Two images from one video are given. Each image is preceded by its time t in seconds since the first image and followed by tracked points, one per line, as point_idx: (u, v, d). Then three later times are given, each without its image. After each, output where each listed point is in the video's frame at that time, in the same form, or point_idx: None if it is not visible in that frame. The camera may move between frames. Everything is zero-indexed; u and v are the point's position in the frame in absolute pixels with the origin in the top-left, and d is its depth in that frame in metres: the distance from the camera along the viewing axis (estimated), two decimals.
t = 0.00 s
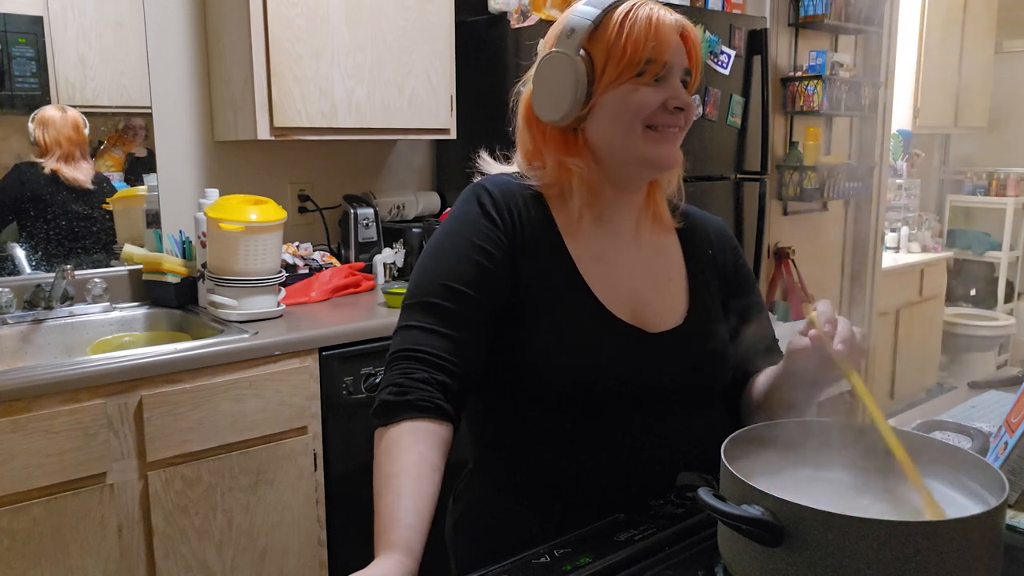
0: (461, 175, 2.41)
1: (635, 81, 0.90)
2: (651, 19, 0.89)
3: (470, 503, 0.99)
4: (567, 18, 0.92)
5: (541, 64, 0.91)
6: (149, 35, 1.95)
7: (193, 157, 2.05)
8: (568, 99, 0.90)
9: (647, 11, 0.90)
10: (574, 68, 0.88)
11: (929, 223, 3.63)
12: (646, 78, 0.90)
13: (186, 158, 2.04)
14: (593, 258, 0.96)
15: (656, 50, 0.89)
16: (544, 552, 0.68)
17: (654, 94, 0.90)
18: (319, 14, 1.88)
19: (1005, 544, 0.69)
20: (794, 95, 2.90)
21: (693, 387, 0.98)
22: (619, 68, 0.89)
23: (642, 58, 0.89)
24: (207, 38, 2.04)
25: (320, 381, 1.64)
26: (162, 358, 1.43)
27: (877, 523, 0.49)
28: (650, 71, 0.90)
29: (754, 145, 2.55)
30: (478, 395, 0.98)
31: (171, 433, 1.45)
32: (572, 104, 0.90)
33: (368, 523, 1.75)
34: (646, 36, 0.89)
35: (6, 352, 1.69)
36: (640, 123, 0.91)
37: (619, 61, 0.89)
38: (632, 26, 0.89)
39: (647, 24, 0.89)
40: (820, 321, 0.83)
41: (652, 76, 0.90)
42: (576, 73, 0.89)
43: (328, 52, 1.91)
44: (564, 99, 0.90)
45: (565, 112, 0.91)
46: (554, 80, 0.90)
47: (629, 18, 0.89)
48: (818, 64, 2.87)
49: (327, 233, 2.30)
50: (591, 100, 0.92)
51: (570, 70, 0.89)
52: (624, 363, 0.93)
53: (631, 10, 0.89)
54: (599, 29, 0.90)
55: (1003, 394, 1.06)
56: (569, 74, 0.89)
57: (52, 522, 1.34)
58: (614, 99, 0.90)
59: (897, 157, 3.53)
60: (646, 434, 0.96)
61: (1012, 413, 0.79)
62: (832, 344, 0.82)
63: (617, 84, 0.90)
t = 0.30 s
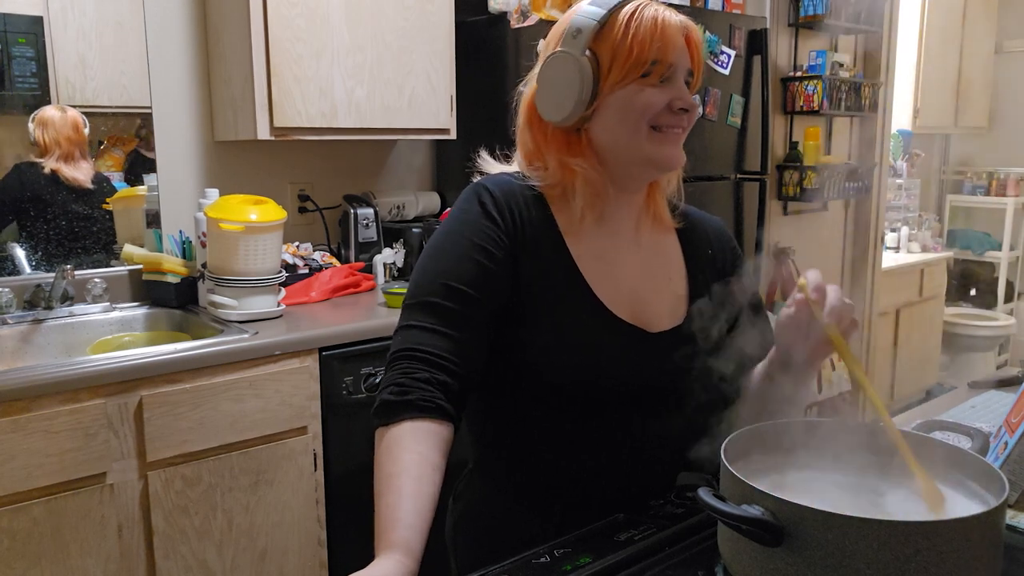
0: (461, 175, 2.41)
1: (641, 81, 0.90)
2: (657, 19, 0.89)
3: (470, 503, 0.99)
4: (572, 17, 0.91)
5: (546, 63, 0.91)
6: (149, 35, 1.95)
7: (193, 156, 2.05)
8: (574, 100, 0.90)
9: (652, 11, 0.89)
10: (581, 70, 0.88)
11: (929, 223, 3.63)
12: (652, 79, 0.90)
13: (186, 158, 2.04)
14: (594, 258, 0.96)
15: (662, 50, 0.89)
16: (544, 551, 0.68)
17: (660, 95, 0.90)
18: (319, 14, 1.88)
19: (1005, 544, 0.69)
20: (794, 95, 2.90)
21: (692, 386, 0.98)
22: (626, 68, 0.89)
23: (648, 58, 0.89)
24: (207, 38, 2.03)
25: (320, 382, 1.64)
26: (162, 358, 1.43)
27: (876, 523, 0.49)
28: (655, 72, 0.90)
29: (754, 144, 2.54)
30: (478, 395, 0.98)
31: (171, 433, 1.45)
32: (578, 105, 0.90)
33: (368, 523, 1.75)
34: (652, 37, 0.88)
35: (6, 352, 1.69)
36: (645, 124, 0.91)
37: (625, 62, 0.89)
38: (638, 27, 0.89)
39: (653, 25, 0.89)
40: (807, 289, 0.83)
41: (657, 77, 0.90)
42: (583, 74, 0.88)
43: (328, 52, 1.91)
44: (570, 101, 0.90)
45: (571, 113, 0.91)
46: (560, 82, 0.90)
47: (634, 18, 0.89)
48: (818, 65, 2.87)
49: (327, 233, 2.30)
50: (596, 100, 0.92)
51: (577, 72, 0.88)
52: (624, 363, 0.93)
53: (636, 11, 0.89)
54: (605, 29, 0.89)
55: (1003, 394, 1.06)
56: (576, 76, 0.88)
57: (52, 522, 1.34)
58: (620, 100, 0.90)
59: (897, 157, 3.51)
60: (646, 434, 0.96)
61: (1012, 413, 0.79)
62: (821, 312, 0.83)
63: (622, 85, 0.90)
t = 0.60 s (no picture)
0: (461, 175, 2.41)
1: (646, 80, 0.90)
2: (660, 18, 0.89)
3: (471, 503, 0.99)
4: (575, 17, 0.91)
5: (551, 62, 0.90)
6: (149, 35, 1.95)
7: (193, 156, 2.05)
8: (580, 100, 0.89)
9: (655, 11, 0.90)
10: (587, 68, 0.87)
11: (930, 224, 3.63)
12: (657, 78, 0.90)
13: (186, 158, 2.04)
14: (594, 258, 0.96)
15: (666, 49, 0.89)
16: (544, 551, 0.68)
17: (665, 93, 0.90)
18: (319, 14, 1.88)
19: (1005, 544, 0.69)
20: (794, 95, 2.90)
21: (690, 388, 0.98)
22: (631, 67, 0.89)
23: (652, 57, 0.89)
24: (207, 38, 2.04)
25: (320, 381, 1.64)
26: (162, 358, 1.43)
27: (876, 523, 0.49)
28: (660, 71, 0.90)
29: (755, 144, 2.55)
30: (478, 395, 0.98)
31: (170, 433, 1.45)
32: (584, 104, 0.89)
33: (368, 523, 1.75)
34: (656, 36, 0.89)
35: (6, 352, 1.69)
36: (650, 123, 0.91)
37: (630, 61, 0.89)
38: (642, 25, 0.89)
39: (657, 24, 0.89)
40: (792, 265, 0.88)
41: (662, 75, 0.90)
42: (589, 73, 0.88)
43: (328, 52, 1.91)
44: (576, 100, 0.89)
45: (577, 112, 0.90)
46: (566, 80, 0.89)
47: (639, 18, 0.89)
48: (818, 64, 2.87)
49: (327, 233, 2.30)
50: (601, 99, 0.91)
51: (583, 70, 0.87)
52: (624, 363, 0.93)
53: (639, 11, 0.89)
54: (609, 28, 0.89)
55: (1003, 394, 1.06)
56: (582, 74, 0.88)
57: (52, 522, 1.34)
58: (625, 99, 0.90)
59: (897, 157, 3.52)
60: (647, 435, 0.96)
61: (1012, 413, 0.79)
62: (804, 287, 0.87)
63: (627, 84, 0.90)
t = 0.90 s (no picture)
0: (461, 175, 2.41)
1: (651, 79, 0.89)
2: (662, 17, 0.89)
3: (471, 504, 0.99)
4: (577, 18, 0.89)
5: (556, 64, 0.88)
6: (149, 35, 1.95)
7: (193, 156, 2.05)
8: (587, 100, 0.87)
9: (656, 10, 0.89)
10: (595, 69, 0.86)
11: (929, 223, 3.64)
12: (662, 76, 0.89)
13: (186, 158, 2.04)
14: (595, 258, 0.95)
15: (670, 48, 0.89)
16: (545, 551, 0.68)
17: (669, 92, 0.89)
18: (319, 14, 1.88)
19: (1005, 544, 0.69)
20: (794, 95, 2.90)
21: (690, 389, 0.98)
22: (636, 67, 0.88)
23: (657, 56, 0.88)
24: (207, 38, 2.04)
25: (319, 382, 1.64)
26: (162, 358, 1.43)
27: (875, 524, 0.49)
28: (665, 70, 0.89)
29: (755, 145, 2.55)
30: (478, 394, 0.98)
31: (171, 433, 1.45)
32: (592, 106, 0.88)
33: (368, 523, 1.75)
34: (660, 35, 0.88)
35: (6, 352, 1.69)
36: (656, 122, 0.90)
37: (634, 60, 0.88)
38: (644, 25, 0.88)
39: (660, 23, 0.88)
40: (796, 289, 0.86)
41: (666, 74, 0.89)
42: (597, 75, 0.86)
43: (328, 52, 1.91)
44: (583, 102, 0.87)
45: (584, 114, 0.89)
46: (572, 82, 0.87)
47: (640, 18, 0.88)
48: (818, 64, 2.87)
49: (327, 233, 2.30)
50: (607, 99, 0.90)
51: (590, 70, 0.86)
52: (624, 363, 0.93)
53: (641, 10, 0.88)
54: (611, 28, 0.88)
55: (1003, 394, 1.06)
56: (589, 75, 0.86)
57: (52, 522, 1.34)
58: (632, 99, 0.89)
59: (897, 157, 3.52)
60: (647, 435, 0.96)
61: (1012, 413, 0.79)
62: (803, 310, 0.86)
63: (633, 84, 0.89)
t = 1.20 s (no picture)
0: (461, 175, 2.41)
1: (625, 94, 0.87)
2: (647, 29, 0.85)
3: (470, 505, 0.99)
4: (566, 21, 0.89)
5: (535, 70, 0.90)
6: (149, 36, 1.95)
7: (193, 156, 2.05)
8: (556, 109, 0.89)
9: (644, 19, 0.86)
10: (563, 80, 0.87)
11: (929, 223, 3.64)
12: (635, 93, 0.87)
13: (186, 158, 2.04)
14: (590, 259, 0.95)
15: (649, 63, 0.86)
16: (544, 551, 0.68)
17: (642, 110, 0.88)
18: (319, 14, 1.88)
19: (1005, 544, 0.69)
20: (795, 95, 2.90)
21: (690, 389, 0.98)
22: (609, 81, 0.87)
23: (632, 72, 0.86)
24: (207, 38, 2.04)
25: (319, 381, 1.64)
26: (162, 358, 1.43)
27: (875, 524, 0.49)
28: (641, 86, 0.87)
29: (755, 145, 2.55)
30: (478, 396, 0.98)
31: (171, 433, 1.45)
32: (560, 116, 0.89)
33: (368, 523, 1.75)
34: (638, 49, 0.85)
35: (6, 352, 1.69)
36: (629, 139, 0.89)
37: (610, 73, 0.87)
38: (626, 37, 0.85)
39: (641, 36, 0.85)
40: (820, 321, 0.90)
41: (642, 91, 0.87)
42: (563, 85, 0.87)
43: (328, 52, 1.91)
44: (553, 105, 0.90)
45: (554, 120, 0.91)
46: (547, 83, 0.90)
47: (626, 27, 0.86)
48: (818, 64, 2.87)
49: (327, 233, 2.30)
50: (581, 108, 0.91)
51: (561, 75, 0.88)
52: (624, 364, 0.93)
53: (629, 19, 0.86)
54: (597, 34, 0.87)
55: (1003, 393, 1.06)
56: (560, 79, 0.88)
57: (52, 522, 1.34)
58: (603, 113, 0.89)
59: (897, 157, 3.52)
60: (647, 436, 0.95)
61: (1012, 413, 0.79)
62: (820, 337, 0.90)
63: (605, 98, 0.88)
